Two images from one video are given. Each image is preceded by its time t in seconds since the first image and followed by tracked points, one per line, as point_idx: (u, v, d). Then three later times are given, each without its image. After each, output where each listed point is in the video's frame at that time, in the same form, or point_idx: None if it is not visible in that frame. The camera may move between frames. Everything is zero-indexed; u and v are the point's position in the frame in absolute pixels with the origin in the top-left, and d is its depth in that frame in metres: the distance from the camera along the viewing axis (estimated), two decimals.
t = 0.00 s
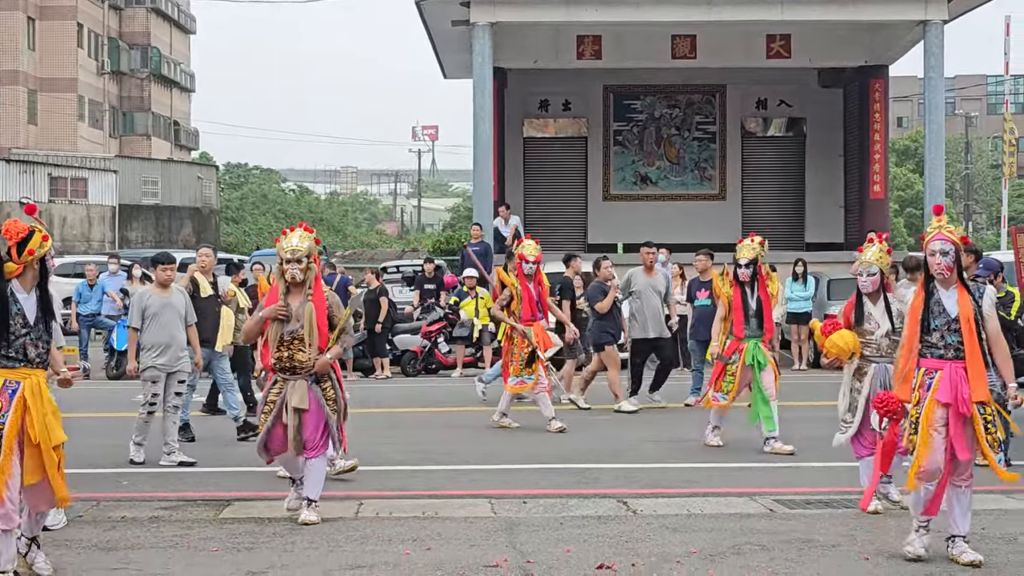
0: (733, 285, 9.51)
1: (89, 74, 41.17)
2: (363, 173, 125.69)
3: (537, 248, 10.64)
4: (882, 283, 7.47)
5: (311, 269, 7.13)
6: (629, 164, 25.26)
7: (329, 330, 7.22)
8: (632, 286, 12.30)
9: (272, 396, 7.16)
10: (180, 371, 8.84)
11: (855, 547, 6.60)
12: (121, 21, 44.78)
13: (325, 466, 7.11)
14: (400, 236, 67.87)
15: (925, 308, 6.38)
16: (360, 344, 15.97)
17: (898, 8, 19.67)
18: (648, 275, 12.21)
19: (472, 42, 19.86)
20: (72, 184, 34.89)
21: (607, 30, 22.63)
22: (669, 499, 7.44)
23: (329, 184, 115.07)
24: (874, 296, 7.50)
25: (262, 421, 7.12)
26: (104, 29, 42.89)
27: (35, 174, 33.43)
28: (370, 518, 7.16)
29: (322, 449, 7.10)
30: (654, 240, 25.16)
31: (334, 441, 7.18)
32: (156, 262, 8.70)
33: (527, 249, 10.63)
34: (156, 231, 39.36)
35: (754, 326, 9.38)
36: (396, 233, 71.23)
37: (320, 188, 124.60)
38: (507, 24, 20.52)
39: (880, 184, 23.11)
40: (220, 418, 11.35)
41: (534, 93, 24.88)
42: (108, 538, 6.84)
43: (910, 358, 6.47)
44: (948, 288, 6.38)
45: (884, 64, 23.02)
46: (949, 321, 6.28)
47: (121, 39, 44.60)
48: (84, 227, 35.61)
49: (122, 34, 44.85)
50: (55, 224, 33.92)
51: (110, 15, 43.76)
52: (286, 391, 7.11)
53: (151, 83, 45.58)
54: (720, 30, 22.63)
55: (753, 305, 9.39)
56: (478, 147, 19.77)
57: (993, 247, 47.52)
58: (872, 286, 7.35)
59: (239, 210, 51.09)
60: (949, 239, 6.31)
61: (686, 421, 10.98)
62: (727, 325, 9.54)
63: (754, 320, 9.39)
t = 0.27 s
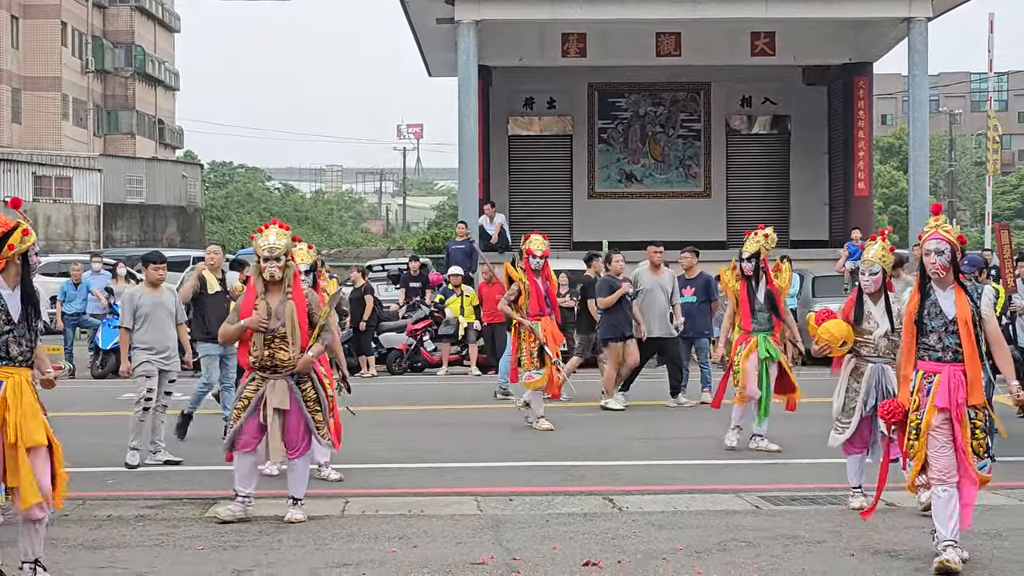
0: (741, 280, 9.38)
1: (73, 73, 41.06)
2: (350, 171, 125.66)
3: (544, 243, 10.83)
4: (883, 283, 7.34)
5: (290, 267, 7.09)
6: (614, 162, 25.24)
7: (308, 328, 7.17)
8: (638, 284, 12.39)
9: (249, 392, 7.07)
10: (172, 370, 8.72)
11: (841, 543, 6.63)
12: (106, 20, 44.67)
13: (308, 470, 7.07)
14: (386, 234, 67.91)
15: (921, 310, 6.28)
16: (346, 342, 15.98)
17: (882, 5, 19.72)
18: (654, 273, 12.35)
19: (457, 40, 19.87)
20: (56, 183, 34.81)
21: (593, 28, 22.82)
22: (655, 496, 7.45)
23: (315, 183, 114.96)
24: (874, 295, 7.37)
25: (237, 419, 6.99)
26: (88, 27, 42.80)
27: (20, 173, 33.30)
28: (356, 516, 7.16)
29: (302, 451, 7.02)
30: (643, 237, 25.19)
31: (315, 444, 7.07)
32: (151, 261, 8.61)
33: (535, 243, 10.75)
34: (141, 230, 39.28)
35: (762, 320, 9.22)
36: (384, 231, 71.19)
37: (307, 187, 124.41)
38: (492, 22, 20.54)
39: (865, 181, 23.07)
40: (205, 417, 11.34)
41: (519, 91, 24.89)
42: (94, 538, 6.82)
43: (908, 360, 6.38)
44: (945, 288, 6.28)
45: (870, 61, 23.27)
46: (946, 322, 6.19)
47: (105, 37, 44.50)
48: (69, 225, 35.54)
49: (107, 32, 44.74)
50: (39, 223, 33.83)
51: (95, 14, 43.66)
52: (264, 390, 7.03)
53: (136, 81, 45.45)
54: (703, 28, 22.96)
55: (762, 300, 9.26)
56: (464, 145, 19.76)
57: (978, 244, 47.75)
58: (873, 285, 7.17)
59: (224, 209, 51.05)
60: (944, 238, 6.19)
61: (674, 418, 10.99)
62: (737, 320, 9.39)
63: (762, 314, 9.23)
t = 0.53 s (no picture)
0: (742, 285, 9.13)
1: (58, 77, 40.97)
2: (335, 174, 125.75)
3: (555, 246, 10.38)
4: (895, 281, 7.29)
5: (259, 272, 6.91)
6: (599, 164, 25.27)
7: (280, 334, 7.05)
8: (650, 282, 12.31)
9: (218, 402, 6.89)
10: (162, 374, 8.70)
11: (829, 543, 6.65)
12: (91, 23, 44.58)
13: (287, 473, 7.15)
14: (373, 237, 67.95)
15: (915, 308, 6.20)
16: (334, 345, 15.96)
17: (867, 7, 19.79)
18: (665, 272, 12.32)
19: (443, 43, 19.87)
20: (42, 187, 34.71)
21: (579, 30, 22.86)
22: (643, 497, 7.46)
23: (301, 186, 114.90)
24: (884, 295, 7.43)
25: (210, 428, 6.84)
26: (74, 31, 42.71)
27: (5, 177, 33.15)
28: (344, 518, 7.15)
29: (281, 455, 7.03)
30: (632, 238, 25.22)
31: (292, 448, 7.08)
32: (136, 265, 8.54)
33: (545, 246, 10.35)
34: (128, 234, 39.16)
35: (767, 325, 8.94)
36: (372, 234, 71.31)
37: (294, 191, 124.26)
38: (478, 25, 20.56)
39: (851, 182, 23.27)
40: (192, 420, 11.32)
41: (505, 93, 24.93)
42: (82, 542, 6.81)
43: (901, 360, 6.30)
44: (939, 286, 6.19)
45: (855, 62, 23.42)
46: (941, 321, 6.10)
47: (91, 41, 44.42)
48: (54, 229, 35.49)
49: (93, 36, 44.66)
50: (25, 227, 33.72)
51: (80, 18, 43.58)
52: (239, 397, 6.91)
53: (121, 85, 45.35)
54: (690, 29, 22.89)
55: (764, 306, 8.98)
56: (450, 147, 19.77)
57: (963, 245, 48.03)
58: (885, 283, 7.07)
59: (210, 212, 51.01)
60: (938, 235, 6.12)
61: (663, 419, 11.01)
62: (740, 326, 9.14)
63: (766, 319, 8.96)
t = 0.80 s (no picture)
0: (747, 288, 9.03)
1: (49, 81, 40.92)
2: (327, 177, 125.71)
3: (567, 248, 10.21)
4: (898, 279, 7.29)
5: (227, 274, 7.07)
6: (589, 166, 25.29)
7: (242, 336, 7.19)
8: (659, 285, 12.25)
9: (182, 403, 6.95)
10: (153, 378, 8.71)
11: (817, 543, 6.69)
12: (81, 27, 44.55)
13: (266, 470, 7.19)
14: (361, 239, 68.04)
15: (911, 309, 6.17)
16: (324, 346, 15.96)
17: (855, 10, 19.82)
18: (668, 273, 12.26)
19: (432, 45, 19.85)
20: (31, 190, 34.68)
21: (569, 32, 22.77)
22: (633, 498, 7.48)
23: (292, 189, 114.95)
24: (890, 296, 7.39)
25: (177, 429, 6.89)
26: (65, 35, 42.67)
27: None
28: (335, 520, 7.16)
29: (253, 457, 7.02)
30: (623, 241, 25.27)
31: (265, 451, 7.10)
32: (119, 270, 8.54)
33: (556, 248, 10.19)
34: (118, 237, 39.00)
35: (773, 328, 8.89)
36: (364, 237, 71.32)
37: (283, 193, 124.13)
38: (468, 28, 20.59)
39: (840, 184, 23.37)
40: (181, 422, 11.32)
41: (494, 96, 25.05)
42: (73, 545, 6.81)
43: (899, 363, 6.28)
44: (937, 287, 6.15)
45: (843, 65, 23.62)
46: (936, 322, 6.06)
47: (80, 44, 44.39)
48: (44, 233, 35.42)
49: (83, 40, 44.64)
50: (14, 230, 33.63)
51: (70, 22, 43.55)
52: (205, 396, 6.98)
53: (111, 88, 45.27)
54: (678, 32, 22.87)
55: (768, 308, 8.96)
56: (439, 150, 19.82)
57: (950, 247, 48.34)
58: (890, 281, 7.10)
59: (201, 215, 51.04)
60: (936, 235, 6.09)
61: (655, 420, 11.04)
62: (747, 328, 9.05)
63: (772, 321, 8.90)
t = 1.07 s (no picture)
0: (751, 281, 9.53)
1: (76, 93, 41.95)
2: (336, 183, 127.16)
3: (580, 246, 10.61)
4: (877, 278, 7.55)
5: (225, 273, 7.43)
6: (582, 171, 25.89)
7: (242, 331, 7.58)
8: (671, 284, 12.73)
9: (190, 396, 7.35)
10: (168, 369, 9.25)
11: (797, 523, 7.15)
12: (104, 41, 45.43)
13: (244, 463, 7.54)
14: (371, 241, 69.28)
15: (905, 308, 6.57)
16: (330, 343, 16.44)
17: (831, 24, 20.46)
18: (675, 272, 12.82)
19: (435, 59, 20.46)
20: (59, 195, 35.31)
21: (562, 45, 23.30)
22: (624, 482, 7.94)
23: (302, 193, 116.62)
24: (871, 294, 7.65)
25: (187, 423, 7.29)
26: (90, 49, 43.52)
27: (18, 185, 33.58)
28: (345, 503, 7.63)
29: (243, 444, 7.41)
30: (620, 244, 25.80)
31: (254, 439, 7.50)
32: (141, 269, 8.72)
33: (569, 246, 10.60)
34: (141, 238, 39.71)
35: (769, 322, 9.37)
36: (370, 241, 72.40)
37: (293, 197, 125.37)
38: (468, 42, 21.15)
39: (817, 188, 23.75)
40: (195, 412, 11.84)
41: (493, 105, 25.62)
42: (100, 528, 7.28)
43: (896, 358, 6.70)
44: (930, 287, 6.49)
45: (820, 75, 23.95)
46: (925, 320, 6.45)
47: (104, 58, 45.31)
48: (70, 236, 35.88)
49: (105, 54, 45.51)
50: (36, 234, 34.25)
51: (95, 36, 44.34)
52: (209, 388, 7.38)
53: (133, 99, 46.47)
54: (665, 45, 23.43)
55: (768, 301, 9.42)
56: (443, 158, 20.33)
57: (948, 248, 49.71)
58: (871, 280, 7.40)
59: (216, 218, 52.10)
60: (928, 237, 6.39)
61: (648, 410, 11.50)
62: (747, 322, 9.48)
63: (768, 316, 9.39)
